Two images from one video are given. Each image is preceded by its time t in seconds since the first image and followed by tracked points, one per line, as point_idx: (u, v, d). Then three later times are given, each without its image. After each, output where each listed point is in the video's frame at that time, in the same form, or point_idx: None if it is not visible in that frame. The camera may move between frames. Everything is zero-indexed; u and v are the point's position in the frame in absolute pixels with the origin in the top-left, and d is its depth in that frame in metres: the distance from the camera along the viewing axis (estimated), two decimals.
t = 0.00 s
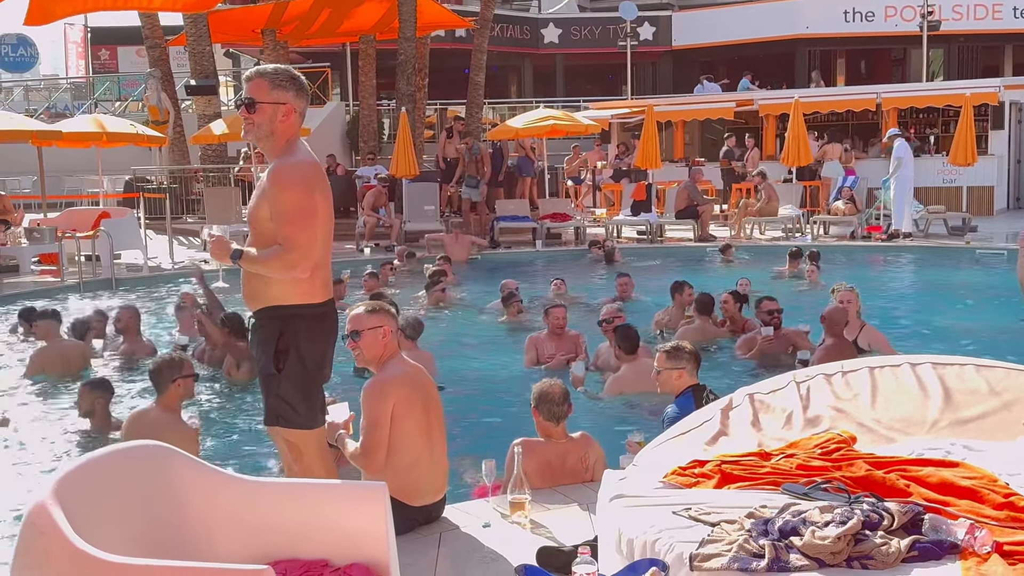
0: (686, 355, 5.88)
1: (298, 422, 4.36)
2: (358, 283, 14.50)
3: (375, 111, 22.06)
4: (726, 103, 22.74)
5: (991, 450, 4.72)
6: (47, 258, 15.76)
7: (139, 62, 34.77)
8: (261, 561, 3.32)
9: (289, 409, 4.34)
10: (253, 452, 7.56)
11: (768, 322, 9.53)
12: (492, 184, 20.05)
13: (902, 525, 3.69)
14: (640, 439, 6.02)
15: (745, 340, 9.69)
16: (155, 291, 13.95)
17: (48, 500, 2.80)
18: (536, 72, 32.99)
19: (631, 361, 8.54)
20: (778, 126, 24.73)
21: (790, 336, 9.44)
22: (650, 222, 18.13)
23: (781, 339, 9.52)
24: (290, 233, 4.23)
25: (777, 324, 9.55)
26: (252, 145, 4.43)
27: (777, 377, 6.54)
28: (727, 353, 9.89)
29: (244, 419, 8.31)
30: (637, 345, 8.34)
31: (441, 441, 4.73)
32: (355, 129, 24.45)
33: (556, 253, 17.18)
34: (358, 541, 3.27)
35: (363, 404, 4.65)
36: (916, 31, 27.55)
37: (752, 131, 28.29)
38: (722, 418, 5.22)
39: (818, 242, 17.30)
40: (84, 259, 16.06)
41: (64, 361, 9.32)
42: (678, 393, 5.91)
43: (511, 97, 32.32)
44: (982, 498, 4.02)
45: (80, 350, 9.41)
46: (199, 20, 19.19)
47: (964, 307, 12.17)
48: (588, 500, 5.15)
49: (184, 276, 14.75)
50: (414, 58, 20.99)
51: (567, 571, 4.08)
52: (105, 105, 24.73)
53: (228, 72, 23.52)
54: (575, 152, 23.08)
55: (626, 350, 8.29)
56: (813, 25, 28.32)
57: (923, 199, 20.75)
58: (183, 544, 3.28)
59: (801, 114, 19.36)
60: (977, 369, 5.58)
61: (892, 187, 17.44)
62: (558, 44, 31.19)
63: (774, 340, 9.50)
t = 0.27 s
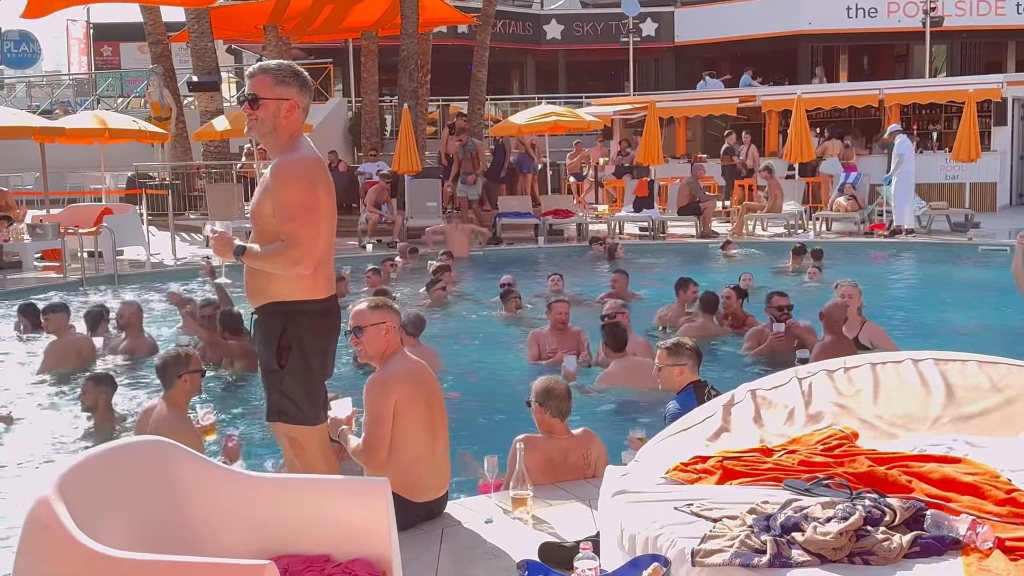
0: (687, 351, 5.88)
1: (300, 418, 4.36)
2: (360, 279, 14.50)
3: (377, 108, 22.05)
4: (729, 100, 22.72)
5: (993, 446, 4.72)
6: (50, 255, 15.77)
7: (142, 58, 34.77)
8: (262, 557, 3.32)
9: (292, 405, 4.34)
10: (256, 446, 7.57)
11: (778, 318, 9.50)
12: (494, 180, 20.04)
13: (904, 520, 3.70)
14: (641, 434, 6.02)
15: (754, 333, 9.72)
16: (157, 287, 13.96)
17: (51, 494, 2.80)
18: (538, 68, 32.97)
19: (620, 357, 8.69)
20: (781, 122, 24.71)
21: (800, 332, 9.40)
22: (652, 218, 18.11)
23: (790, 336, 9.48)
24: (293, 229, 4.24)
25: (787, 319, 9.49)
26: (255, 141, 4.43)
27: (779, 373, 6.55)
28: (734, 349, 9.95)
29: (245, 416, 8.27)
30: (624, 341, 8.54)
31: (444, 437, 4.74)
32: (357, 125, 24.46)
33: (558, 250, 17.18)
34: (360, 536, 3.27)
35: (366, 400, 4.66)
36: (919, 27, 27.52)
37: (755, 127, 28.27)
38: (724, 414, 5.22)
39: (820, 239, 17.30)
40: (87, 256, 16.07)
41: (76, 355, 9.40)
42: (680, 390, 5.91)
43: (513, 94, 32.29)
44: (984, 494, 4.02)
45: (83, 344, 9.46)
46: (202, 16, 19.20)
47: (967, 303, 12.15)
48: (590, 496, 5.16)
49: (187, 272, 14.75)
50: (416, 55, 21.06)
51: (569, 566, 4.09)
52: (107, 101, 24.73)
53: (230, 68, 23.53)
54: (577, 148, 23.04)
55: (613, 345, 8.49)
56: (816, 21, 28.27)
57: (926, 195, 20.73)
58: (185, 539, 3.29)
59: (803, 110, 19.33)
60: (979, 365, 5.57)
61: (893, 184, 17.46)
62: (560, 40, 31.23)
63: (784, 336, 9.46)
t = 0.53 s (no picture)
0: (689, 348, 5.88)
1: (303, 415, 4.37)
2: (361, 276, 14.50)
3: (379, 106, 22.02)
4: (731, 98, 22.70)
5: (994, 444, 4.72)
6: (52, 252, 15.78)
7: (144, 55, 34.77)
8: (265, 554, 3.33)
9: (294, 402, 4.34)
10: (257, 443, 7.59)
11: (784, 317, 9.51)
12: (495, 178, 20.03)
13: (905, 518, 3.70)
14: (643, 432, 6.02)
15: (757, 329, 9.72)
16: (159, 284, 13.96)
17: (53, 492, 2.81)
18: (540, 66, 32.95)
19: (607, 358, 8.71)
20: (783, 120, 24.68)
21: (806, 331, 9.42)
22: (654, 217, 18.11)
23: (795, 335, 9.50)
24: (296, 226, 4.24)
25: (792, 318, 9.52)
26: (258, 139, 4.44)
27: (781, 371, 6.54)
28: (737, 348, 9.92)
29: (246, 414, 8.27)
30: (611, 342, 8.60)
31: (446, 434, 4.74)
32: (359, 122, 24.46)
33: (560, 248, 17.19)
34: (361, 534, 3.27)
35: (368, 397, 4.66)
36: (921, 25, 27.53)
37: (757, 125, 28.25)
38: (726, 412, 5.21)
39: (821, 237, 17.29)
40: (89, 253, 16.09)
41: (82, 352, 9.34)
42: (682, 387, 5.91)
43: (515, 91, 32.29)
44: (985, 492, 4.02)
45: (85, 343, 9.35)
46: (204, 14, 19.19)
47: (969, 301, 12.14)
48: (591, 494, 5.16)
49: (188, 270, 14.76)
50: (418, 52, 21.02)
51: (570, 564, 4.09)
52: (110, 99, 24.74)
53: (232, 66, 23.54)
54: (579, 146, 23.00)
55: (597, 347, 8.56)
56: (819, 18, 28.19)
57: (928, 193, 20.70)
58: (188, 536, 3.30)
59: (805, 108, 19.32)
60: (981, 363, 5.57)
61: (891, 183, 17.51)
62: (563, 38, 31.22)
63: (789, 336, 9.49)
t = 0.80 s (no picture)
0: (691, 348, 5.88)
1: (304, 415, 4.38)
2: (363, 275, 14.52)
3: (381, 105, 22.02)
4: (734, 97, 22.70)
5: (996, 445, 4.72)
6: (54, 251, 15.81)
7: (147, 55, 34.82)
8: (266, 552, 3.33)
9: (295, 402, 4.35)
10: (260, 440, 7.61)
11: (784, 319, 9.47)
12: (496, 177, 20.03)
13: (907, 519, 3.70)
14: (645, 432, 6.02)
15: (757, 330, 9.75)
16: (161, 283, 13.98)
17: (55, 491, 2.82)
18: (543, 65, 32.95)
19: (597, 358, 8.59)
20: (785, 120, 24.67)
21: (806, 333, 9.40)
22: (656, 216, 18.10)
23: (795, 336, 9.48)
24: (298, 226, 4.24)
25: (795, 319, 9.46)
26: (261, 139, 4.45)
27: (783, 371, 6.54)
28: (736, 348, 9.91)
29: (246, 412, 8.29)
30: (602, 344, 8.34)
31: (448, 433, 4.74)
32: (362, 122, 24.48)
33: (562, 247, 17.20)
34: (362, 534, 3.27)
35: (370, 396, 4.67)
36: (925, 25, 27.50)
37: (759, 125, 28.26)
38: (727, 412, 5.22)
39: (824, 237, 17.28)
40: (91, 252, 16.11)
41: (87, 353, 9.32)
42: (684, 387, 5.91)
43: (517, 91, 32.30)
44: (987, 493, 4.02)
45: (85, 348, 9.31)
46: (206, 13, 19.19)
47: (972, 301, 12.12)
48: (592, 493, 5.16)
49: (191, 268, 14.78)
50: (421, 52, 21.02)
51: (570, 564, 4.09)
52: (113, 98, 24.78)
53: (235, 65, 23.57)
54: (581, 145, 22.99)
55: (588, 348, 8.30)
56: (821, 18, 28.19)
57: (930, 193, 20.69)
58: (190, 537, 3.30)
59: (807, 108, 19.30)
60: (983, 363, 5.57)
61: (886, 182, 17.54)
62: (566, 37, 31.21)
63: (789, 337, 9.47)
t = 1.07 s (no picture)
0: (693, 350, 5.89)
1: (307, 415, 4.38)
2: (367, 276, 14.53)
3: (385, 106, 22.02)
4: (738, 99, 22.70)
5: (998, 447, 4.72)
6: (58, 251, 15.82)
7: (151, 55, 34.86)
8: (269, 553, 3.33)
9: (297, 402, 4.36)
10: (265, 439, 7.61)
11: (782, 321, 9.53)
12: (499, 179, 20.03)
13: (910, 521, 3.69)
14: (647, 433, 6.02)
15: (756, 332, 9.77)
16: (165, 284, 13.99)
17: (58, 491, 2.82)
18: (546, 67, 32.96)
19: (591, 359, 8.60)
20: (789, 121, 24.67)
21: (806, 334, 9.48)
22: (659, 218, 18.10)
23: (793, 337, 9.54)
24: (301, 227, 4.24)
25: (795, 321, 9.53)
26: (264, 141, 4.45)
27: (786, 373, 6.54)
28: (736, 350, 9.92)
29: (249, 412, 8.29)
30: (597, 344, 8.41)
31: (450, 434, 4.74)
32: (365, 123, 24.51)
33: (565, 248, 17.20)
34: (365, 534, 3.27)
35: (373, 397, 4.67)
36: (928, 27, 27.50)
37: (763, 127, 28.26)
38: (730, 414, 5.22)
39: (828, 238, 17.28)
40: (94, 252, 16.13)
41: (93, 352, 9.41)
42: (686, 389, 5.91)
43: (521, 92, 32.32)
44: (990, 495, 4.02)
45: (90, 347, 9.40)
46: (211, 14, 19.20)
47: (975, 304, 12.12)
48: (595, 495, 5.16)
49: (194, 269, 14.79)
50: (425, 53, 21.01)
51: (573, 565, 4.09)
52: (117, 98, 24.81)
53: (239, 66, 23.60)
54: (584, 147, 23.00)
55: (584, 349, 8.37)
56: (825, 20, 28.22)
57: (933, 195, 20.69)
58: (191, 537, 3.31)
59: (811, 110, 19.30)
60: (985, 366, 5.57)
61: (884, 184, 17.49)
62: (569, 39, 31.23)
63: (787, 338, 9.52)
